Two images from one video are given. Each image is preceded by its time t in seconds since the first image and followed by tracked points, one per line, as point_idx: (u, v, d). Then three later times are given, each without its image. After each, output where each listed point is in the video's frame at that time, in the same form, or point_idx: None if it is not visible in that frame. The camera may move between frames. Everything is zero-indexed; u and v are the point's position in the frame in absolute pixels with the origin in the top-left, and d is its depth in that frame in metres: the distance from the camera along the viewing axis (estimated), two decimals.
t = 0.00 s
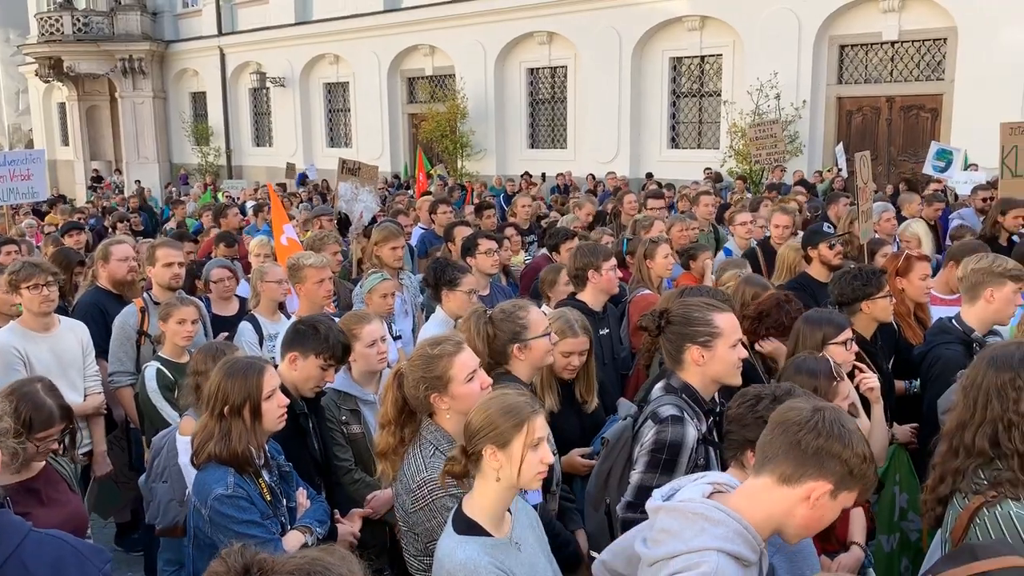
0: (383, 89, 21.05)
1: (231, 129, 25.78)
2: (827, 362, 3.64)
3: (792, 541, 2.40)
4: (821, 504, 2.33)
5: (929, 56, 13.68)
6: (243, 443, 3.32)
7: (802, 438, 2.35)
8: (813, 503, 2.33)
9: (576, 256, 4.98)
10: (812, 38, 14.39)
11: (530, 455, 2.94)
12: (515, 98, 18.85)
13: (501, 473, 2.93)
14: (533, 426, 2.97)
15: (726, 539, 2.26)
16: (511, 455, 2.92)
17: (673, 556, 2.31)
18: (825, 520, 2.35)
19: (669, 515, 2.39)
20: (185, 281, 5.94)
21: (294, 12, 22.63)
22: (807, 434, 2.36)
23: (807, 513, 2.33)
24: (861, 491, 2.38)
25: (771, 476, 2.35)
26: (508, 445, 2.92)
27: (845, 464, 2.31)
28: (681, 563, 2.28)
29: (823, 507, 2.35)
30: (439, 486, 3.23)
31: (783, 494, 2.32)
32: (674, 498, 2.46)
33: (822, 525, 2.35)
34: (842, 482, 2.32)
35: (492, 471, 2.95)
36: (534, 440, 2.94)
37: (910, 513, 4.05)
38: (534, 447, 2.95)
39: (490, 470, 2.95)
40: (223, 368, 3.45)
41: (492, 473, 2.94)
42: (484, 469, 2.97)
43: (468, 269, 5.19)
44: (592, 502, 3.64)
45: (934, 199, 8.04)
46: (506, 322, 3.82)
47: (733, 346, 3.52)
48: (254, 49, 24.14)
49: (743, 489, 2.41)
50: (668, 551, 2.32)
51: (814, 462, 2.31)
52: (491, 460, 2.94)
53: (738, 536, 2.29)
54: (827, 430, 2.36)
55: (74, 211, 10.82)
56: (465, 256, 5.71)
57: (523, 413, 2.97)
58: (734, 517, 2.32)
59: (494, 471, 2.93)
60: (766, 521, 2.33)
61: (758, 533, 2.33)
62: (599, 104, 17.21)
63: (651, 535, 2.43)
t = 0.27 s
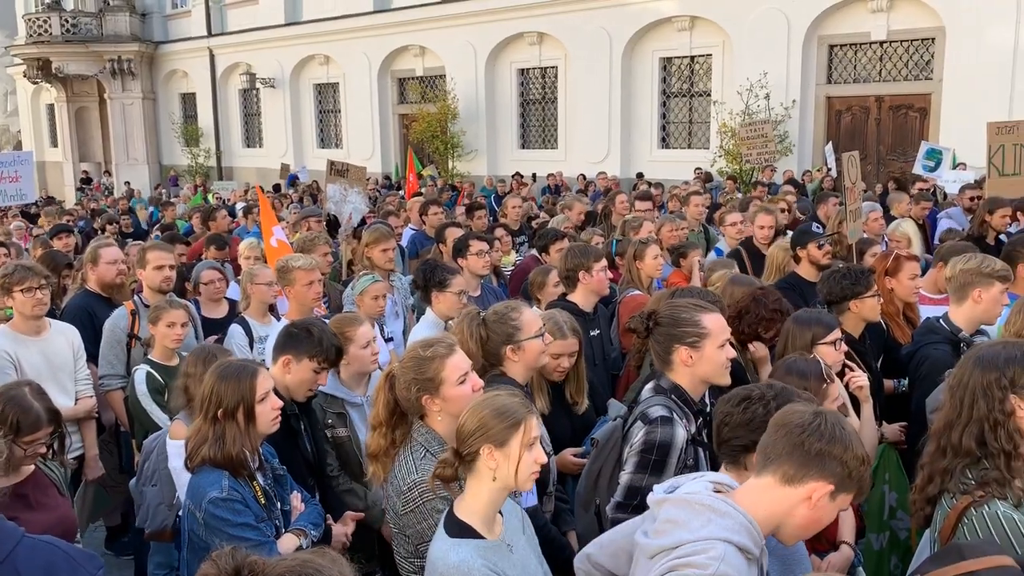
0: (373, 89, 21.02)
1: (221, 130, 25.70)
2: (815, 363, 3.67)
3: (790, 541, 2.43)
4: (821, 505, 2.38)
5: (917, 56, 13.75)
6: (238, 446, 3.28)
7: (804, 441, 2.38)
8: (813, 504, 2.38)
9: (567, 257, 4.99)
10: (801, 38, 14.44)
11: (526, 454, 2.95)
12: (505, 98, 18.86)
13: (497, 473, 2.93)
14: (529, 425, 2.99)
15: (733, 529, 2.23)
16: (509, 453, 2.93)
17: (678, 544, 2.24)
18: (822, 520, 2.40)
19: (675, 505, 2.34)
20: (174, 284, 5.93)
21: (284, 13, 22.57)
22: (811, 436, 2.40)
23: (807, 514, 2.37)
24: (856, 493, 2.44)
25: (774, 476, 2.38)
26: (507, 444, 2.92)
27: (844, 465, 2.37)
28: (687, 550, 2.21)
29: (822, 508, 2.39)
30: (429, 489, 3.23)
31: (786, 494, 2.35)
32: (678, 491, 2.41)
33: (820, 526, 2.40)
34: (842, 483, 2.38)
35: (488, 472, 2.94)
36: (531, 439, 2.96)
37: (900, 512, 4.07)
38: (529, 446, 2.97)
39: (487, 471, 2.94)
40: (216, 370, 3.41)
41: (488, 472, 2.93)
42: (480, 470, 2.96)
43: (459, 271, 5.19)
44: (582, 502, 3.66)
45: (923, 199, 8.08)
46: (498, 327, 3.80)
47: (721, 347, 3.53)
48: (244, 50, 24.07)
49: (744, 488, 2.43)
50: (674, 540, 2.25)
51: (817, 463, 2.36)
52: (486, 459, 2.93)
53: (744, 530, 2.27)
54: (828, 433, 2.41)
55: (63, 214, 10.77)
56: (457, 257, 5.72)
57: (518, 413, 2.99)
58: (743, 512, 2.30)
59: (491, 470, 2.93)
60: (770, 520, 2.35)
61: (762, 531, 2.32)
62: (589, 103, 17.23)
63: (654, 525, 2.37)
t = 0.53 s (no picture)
0: (363, 90, 21.00)
1: (210, 131, 25.64)
2: (802, 363, 3.68)
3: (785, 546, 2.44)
4: (819, 513, 2.38)
5: (905, 55, 13.82)
6: (228, 449, 3.26)
7: (810, 449, 2.38)
8: (812, 511, 2.38)
9: (556, 258, 5.00)
10: (789, 38, 14.49)
11: (515, 453, 2.95)
12: (495, 99, 18.87)
13: (486, 473, 2.93)
14: (518, 425, 2.99)
15: (736, 534, 2.24)
16: (498, 454, 2.93)
17: (680, 548, 2.25)
18: (819, 528, 2.41)
19: (678, 508, 2.34)
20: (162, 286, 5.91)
21: (273, 14, 22.52)
22: (814, 444, 2.39)
23: (805, 520, 2.37)
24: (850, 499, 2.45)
25: (777, 484, 2.37)
26: (496, 445, 2.93)
27: (841, 474, 2.38)
28: (690, 553, 2.22)
29: (820, 514, 2.40)
30: (418, 491, 3.23)
31: (787, 502, 2.35)
32: (679, 493, 2.42)
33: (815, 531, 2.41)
34: (840, 491, 2.39)
35: (478, 472, 2.95)
36: (519, 439, 2.96)
37: (888, 510, 4.09)
38: (519, 446, 2.97)
39: (477, 472, 2.94)
40: (208, 372, 3.40)
41: (477, 472, 2.94)
42: (471, 472, 2.96)
43: (447, 272, 5.20)
44: (570, 503, 3.64)
45: (910, 197, 8.13)
46: (488, 328, 3.81)
47: (708, 346, 3.55)
48: (233, 51, 24.02)
49: (746, 494, 2.42)
50: (676, 542, 2.26)
51: (818, 472, 2.35)
52: (475, 460, 2.93)
53: (745, 537, 2.27)
54: (829, 442, 2.42)
55: (50, 216, 10.72)
56: (446, 258, 5.72)
57: (507, 412, 2.99)
58: (744, 520, 2.30)
59: (480, 470, 2.93)
60: (769, 525, 2.34)
61: (761, 537, 2.33)
62: (579, 104, 17.25)
63: (654, 528, 2.37)
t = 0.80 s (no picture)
0: (352, 92, 20.97)
1: (198, 133, 25.56)
2: (789, 363, 3.70)
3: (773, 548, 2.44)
4: (806, 515, 2.39)
5: (891, 55, 13.89)
6: (213, 452, 3.25)
7: (799, 452, 2.38)
8: (799, 513, 2.38)
9: (543, 259, 5.01)
10: (777, 38, 14.54)
11: (501, 455, 2.96)
12: (484, 99, 18.87)
13: (474, 475, 2.93)
14: (505, 426, 2.99)
15: (728, 537, 2.24)
16: (486, 456, 2.93)
17: (671, 549, 2.26)
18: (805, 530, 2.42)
19: (671, 510, 2.35)
20: (150, 289, 5.90)
21: (261, 15, 22.46)
22: (801, 446, 2.41)
23: (793, 522, 2.38)
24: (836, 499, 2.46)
25: (766, 486, 2.37)
26: (483, 447, 2.93)
27: (828, 475, 2.39)
28: (680, 554, 2.23)
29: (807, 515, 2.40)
30: (406, 494, 3.23)
31: (776, 504, 2.36)
32: (671, 496, 2.42)
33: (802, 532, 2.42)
34: (826, 493, 2.40)
35: (466, 474, 2.95)
36: (506, 440, 2.97)
37: (875, 508, 4.12)
38: (505, 447, 2.98)
39: (465, 474, 2.94)
40: (193, 375, 3.39)
41: (465, 475, 2.94)
42: (458, 475, 2.96)
43: (434, 273, 5.20)
44: (559, 505, 3.61)
45: (896, 197, 8.18)
46: (473, 330, 3.82)
47: (692, 345, 3.57)
48: (222, 53, 23.94)
49: (734, 496, 2.42)
50: (667, 543, 2.27)
51: (806, 474, 2.37)
52: (462, 462, 2.94)
53: (736, 541, 2.27)
54: (815, 445, 2.43)
55: (36, 219, 10.65)
56: (434, 260, 5.73)
57: (494, 414, 3.00)
58: (734, 523, 2.30)
59: (467, 472, 2.94)
60: (757, 527, 2.35)
61: (749, 540, 2.33)
62: (568, 104, 17.26)
63: (645, 528, 2.38)
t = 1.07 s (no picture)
0: (340, 92, 20.92)
1: (186, 134, 25.45)
2: (773, 363, 3.72)
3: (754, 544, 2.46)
4: (785, 511, 2.41)
5: (878, 56, 13.96)
6: (198, 455, 3.25)
7: (777, 450, 2.40)
8: (779, 509, 2.40)
9: (530, 260, 5.02)
10: (764, 39, 14.59)
11: (484, 456, 2.97)
12: (472, 100, 18.87)
13: (457, 477, 2.94)
14: (487, 427, 3.00)
15: (711, 543, 2.25)
16: (468, 457, 2.94)
17: (656, 555, 2.27)
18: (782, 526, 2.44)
19: (653, 515, 2.35)
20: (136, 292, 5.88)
21: (249, 16, 22.38)
22: (779, 443, 2.42)
23: (772, 519, 2.40)
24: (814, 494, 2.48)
25: (745, 484, 2.38)
26: (465, 448, 2.94)
27: (806, 471, 2.41)
28: (665, 562, 2.25)
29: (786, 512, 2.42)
30: (390, 496, 3.24)
31: (754, 502, 2.37)
32: (652, 501, 2.43)
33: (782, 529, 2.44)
34: (803, 488, 2.42)
35: (449, 476, 2.96)
36: (489, 441, 2.98)
37: (860, 506, 4.12)
38: (488, 448, 2.98)
39: (448, 476, 2.95)
40: (177, 378, 3.39)
41: (448, 476, 2.95)
42: (442, 477, 2.97)
43: (421, 275, 5.21)
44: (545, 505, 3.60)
45: (881, 197, 8.23)
46: (458, 332, 3.83)
47: (676, 344, 3.59)
48: (209, 54, 23.85)
49: (713, 495, 2.43)
50: (651, 549, 2.28)
51: (784, 471, 2.38)
52: (445, 464, 2.95)
53: (718, 543, 2.28)
54: (792, 441, 2.45)
55: (21, 222, 10.59)
56: (421, 261, 5.73)
57: (477, 416, 3.00)
58: (715, 525, 2.31)
59: (450, 474, 2.95)
60: (737, 526, 2.36)
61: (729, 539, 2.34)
62: (557, 105, 17.28)
63: (627, 533, 2.39)
